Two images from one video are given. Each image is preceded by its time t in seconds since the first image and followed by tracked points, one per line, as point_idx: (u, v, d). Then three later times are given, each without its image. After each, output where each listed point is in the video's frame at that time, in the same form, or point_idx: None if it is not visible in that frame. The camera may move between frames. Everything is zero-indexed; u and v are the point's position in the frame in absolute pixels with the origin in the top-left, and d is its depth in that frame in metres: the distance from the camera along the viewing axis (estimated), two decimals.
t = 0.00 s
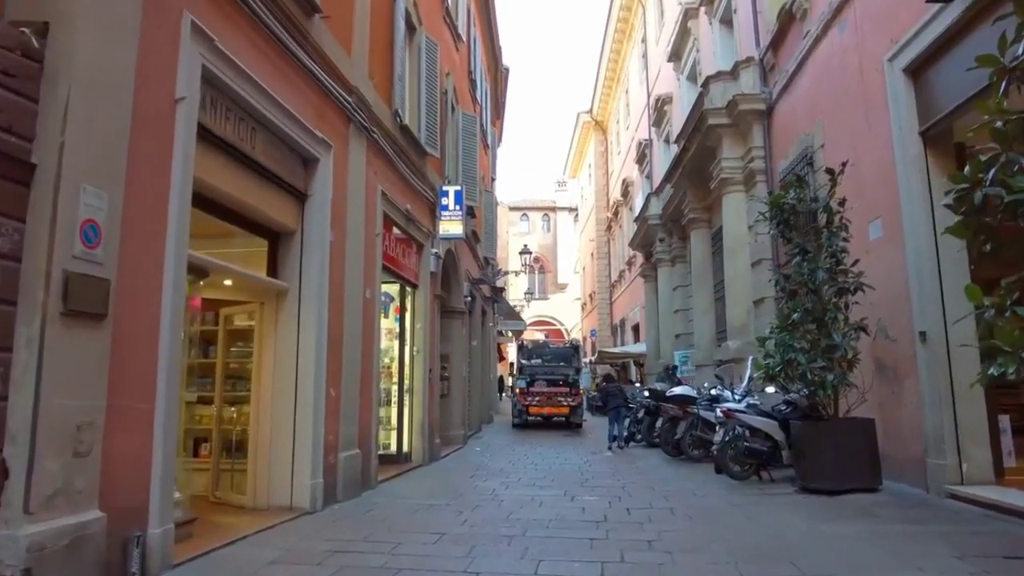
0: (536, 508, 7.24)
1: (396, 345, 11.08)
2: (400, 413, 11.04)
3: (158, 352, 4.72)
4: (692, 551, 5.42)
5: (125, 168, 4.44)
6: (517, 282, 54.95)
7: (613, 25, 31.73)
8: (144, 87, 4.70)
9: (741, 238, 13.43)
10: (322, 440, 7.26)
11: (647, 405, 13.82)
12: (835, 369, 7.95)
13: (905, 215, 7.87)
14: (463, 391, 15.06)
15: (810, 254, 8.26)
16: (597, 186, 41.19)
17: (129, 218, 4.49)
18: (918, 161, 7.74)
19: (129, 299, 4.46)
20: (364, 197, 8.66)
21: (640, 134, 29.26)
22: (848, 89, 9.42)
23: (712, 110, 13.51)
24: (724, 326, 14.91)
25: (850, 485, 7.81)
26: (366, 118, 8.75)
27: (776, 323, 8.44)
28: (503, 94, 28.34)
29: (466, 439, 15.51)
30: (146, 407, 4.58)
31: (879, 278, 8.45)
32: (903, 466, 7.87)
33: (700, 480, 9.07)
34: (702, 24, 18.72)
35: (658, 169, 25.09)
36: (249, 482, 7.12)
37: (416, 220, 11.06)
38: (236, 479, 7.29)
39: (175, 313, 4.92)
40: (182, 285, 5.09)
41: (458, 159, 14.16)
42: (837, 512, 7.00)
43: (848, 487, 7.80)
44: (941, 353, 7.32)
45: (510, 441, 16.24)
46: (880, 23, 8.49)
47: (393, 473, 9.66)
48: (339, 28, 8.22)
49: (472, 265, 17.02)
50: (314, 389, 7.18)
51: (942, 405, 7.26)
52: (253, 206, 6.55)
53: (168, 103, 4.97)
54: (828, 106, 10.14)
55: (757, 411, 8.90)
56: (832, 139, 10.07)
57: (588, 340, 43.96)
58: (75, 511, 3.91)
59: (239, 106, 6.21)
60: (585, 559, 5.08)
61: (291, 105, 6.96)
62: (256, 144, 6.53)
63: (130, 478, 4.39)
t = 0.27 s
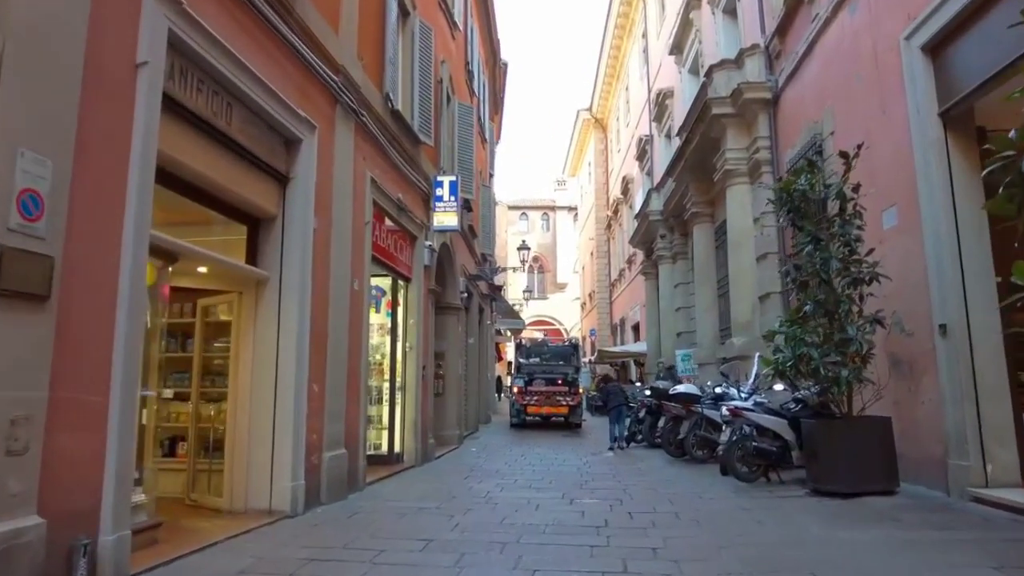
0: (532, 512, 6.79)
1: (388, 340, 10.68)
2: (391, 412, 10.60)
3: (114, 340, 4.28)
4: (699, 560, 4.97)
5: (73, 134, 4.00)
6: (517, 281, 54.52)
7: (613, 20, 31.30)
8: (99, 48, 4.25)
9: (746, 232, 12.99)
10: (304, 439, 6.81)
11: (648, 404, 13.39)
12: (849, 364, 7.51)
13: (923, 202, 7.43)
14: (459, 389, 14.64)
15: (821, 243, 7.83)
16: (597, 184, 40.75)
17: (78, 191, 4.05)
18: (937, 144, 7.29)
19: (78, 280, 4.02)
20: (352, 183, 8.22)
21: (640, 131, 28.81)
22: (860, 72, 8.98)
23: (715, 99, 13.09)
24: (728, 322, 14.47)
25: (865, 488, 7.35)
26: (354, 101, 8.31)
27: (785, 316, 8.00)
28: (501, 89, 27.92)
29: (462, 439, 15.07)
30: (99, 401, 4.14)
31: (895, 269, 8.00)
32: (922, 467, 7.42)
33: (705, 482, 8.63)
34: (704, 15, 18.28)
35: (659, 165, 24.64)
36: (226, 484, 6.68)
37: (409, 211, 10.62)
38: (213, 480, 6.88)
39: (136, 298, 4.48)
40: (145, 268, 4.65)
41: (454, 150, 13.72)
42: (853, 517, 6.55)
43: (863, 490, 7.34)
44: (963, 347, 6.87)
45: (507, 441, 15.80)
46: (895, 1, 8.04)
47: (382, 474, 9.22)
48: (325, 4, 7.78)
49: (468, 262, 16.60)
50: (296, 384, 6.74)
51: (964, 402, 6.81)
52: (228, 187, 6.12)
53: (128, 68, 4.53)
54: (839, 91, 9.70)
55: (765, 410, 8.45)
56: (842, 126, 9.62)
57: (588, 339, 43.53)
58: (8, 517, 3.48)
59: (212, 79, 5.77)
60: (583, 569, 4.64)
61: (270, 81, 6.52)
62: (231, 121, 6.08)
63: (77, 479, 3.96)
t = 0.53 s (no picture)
0: (526, 524, 6.33)
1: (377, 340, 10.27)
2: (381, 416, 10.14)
3: (54, 337, 3.83)
4: None
5: (4, 105, 3.55)
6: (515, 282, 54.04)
7: (612, 17, 30.86)
8: (37, 11, 3.79)
9: (750, 229, 12.53)
10: (281, 446, 6.35)
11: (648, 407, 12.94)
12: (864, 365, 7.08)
13: (941, 193, 6.98)
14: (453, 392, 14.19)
15: (833, 237, 7.39)
16: (596, 184, 40.30)
17: (10, 169, 3.60)
18: (959, 130, 6.82)
19: (10, 270, 3.57)
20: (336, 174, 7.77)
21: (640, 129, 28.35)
22: (872, 58, 8.53)
23: (718, 91, 12.66)
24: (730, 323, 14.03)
25: (881, 497, 6.89)
26: (338, 87, 7.86)
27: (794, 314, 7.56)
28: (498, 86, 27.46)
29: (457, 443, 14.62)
30: (35, 406, 3.69)
31: (912, 265, 7.55)
32: (942, 475, 6.96)
33: (710, 490, 8.17)
34: (705, 8, 17.84)
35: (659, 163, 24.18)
36: (196, 494, 6.22)
37: (399, 205, 10.16)
38: (183, 489, 6.42)
39: (82, 291, 4.03)
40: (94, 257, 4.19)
41: (447, 144, 13.27)
42: (871, 529, 6.09)
43: (878, 500, 6.88)
44: (987, 346, 6.42)
45: (504, 445, 15.35)
46: None
47: (368, 482, 8.75)
48: None
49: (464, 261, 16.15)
50: (272, 387, 6.28)
51: (988, 406, 6.35)
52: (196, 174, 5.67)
53: (75, 35, 4.07)
54: (849, 80, 9.25)
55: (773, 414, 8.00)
56: (853, 115, 9.18)
57: (587, 341, 43.06)
58: None
59: (179, 56, 5.33)
60: None
61: (245, 61, 6.08)
62: (201, 103, 5.64)
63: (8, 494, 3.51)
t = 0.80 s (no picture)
0: (521, 533, 5.88)
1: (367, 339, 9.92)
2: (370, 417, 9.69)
3: None
4: None
5: None
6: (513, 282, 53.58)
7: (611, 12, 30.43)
8: None
9: (755, 222, 12.10)
10: (256, 448, 5.90)
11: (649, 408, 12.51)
12: (882, 362, 6.64)
13: (964, 177, 6.54)
14: (448, 392, 13.75)
15: (846, 225, 6.96)
16: (596, 183, 39.84)
17: None
18: (983, 110, 6.37)
19: None
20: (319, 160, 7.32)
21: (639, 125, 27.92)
22: (887, 39, 8.09)
23: (721, 80, 12.23)
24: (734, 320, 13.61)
25: (900, 504, 6.41)
26: (322, 67, 7.42)
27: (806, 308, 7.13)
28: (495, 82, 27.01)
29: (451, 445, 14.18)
30: None
31: (931, 256, 7.10)
32: (966, 479, 6.51)
33: (717, 495, 7.72)
34: None
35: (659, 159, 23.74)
36: (164, 501, 5.77)
37: (390, 196, 9.72)
38: (151, 495, 5.97)
39: (15, 274, 3.59)
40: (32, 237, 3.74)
41: (441, 135, 12.83)
42: (893, 539, 5.64)
43: (898, 506, 6.42)
44: (1015, 341, 5.97)
45: (500, 446, 14.91)
46: None
47: (356, 486, 8.31)
48: None
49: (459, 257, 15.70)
50: (247, 386, 5.82)
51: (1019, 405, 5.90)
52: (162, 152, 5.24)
53: None
54: (861, 63, 8.82)
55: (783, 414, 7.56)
56: (866, 100, 8.74)
57: (586, 341, 42.61)
58: None
59: (141, 22, 4.89)
60: None
61: (217, 33, 5.63)
62: (166, 76, 5.20)
63: None
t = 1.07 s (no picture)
0: (520, 545, 5.50)
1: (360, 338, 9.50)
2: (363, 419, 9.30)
3: None
4: None
5: None
6: (512, 283, 53.21)
7: (612, 9, 30.06)
8: None
9: (762, 218, 11.72)
10: (237, 453, 5.51)
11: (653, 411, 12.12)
12: (905, 362, 6.26)
13: (990, 166, 6.15)
14: (445, 393, 13.35)
15: (864, 217, 6.58)
16: (596, 182, 39.47)
17: None
18: (1013, 94, 5.97)
19: None
20: (307, 148, 6.94)
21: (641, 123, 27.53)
22: (904, 23, 7.71)
23: (727, 72, 11.85)
24: (741, 319, 13.22)
25: (921, 512, 6.02)
26: (310, 51, 7.03)
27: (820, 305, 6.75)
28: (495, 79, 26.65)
29: (449, 448, 13.79)
30: None
31: (954, 250, 6.72)
32: (994, 487, 6.12)
33: (726, 502, 7.34)
34: None
35: (661, 156, 23.36)
36: (138, 510, 5.38)
37: (384, 189, 9.33)
38: (125, 503, 5.57)
39: None
40: None
41: (438, 129, 12.45)
42: (919, 552, 5.26)
43: (922, 516, 6.03)
44: None
45: (499, 449, 14.52)
46: None
47: (348, 492, 7.92)
48: None
49: (458, 255, 15.33)
50: (227, 387, 5.45)
51: None
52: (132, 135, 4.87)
53: None
54: (876, 50, 8.43)
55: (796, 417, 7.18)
56: (881, 89, 8.35)
57: (586, 342, 42.23)
58: None
59: None
60: None
61: (194, 8, 5.26)
62: (137, 52, 4.84)
63: None
